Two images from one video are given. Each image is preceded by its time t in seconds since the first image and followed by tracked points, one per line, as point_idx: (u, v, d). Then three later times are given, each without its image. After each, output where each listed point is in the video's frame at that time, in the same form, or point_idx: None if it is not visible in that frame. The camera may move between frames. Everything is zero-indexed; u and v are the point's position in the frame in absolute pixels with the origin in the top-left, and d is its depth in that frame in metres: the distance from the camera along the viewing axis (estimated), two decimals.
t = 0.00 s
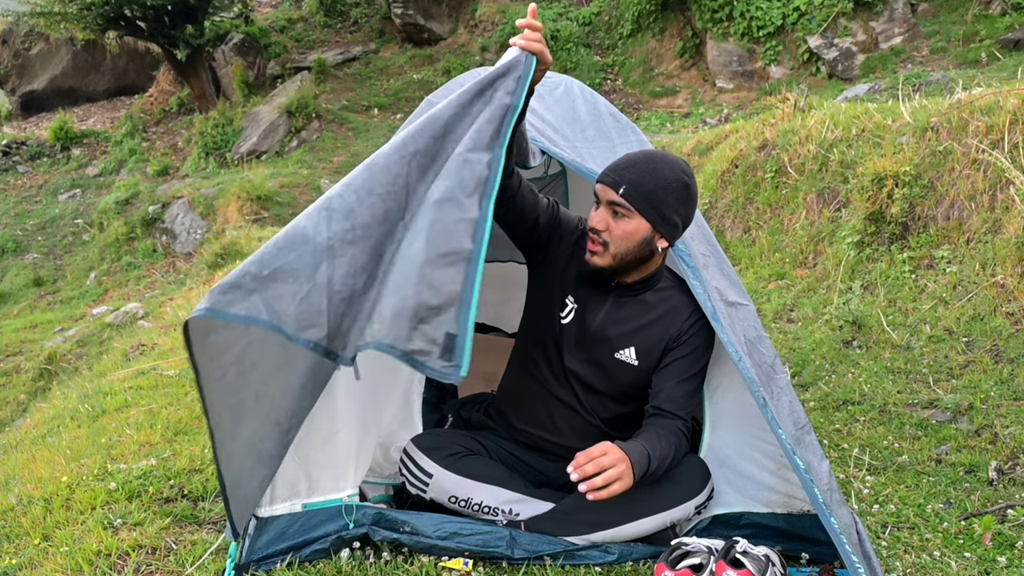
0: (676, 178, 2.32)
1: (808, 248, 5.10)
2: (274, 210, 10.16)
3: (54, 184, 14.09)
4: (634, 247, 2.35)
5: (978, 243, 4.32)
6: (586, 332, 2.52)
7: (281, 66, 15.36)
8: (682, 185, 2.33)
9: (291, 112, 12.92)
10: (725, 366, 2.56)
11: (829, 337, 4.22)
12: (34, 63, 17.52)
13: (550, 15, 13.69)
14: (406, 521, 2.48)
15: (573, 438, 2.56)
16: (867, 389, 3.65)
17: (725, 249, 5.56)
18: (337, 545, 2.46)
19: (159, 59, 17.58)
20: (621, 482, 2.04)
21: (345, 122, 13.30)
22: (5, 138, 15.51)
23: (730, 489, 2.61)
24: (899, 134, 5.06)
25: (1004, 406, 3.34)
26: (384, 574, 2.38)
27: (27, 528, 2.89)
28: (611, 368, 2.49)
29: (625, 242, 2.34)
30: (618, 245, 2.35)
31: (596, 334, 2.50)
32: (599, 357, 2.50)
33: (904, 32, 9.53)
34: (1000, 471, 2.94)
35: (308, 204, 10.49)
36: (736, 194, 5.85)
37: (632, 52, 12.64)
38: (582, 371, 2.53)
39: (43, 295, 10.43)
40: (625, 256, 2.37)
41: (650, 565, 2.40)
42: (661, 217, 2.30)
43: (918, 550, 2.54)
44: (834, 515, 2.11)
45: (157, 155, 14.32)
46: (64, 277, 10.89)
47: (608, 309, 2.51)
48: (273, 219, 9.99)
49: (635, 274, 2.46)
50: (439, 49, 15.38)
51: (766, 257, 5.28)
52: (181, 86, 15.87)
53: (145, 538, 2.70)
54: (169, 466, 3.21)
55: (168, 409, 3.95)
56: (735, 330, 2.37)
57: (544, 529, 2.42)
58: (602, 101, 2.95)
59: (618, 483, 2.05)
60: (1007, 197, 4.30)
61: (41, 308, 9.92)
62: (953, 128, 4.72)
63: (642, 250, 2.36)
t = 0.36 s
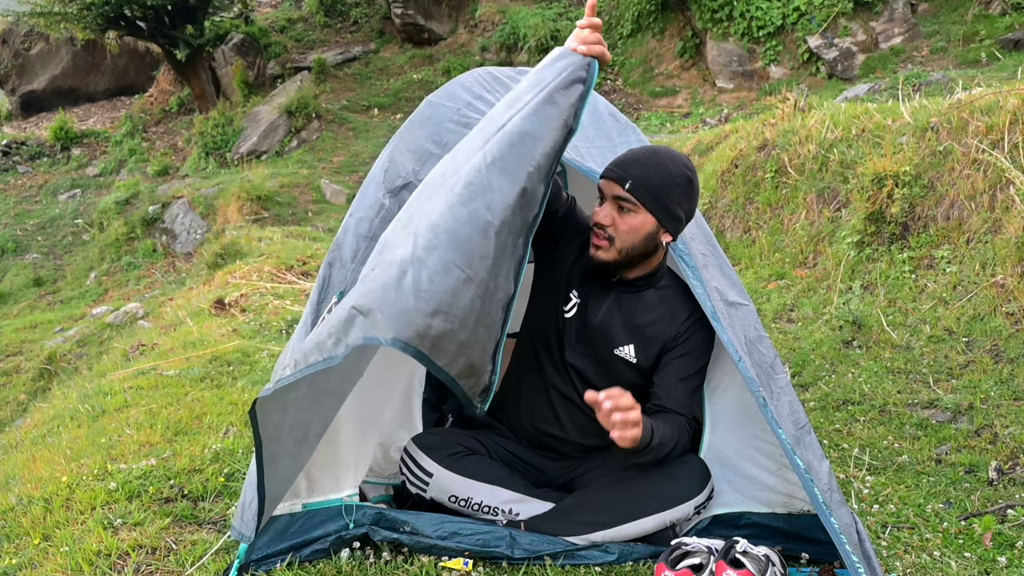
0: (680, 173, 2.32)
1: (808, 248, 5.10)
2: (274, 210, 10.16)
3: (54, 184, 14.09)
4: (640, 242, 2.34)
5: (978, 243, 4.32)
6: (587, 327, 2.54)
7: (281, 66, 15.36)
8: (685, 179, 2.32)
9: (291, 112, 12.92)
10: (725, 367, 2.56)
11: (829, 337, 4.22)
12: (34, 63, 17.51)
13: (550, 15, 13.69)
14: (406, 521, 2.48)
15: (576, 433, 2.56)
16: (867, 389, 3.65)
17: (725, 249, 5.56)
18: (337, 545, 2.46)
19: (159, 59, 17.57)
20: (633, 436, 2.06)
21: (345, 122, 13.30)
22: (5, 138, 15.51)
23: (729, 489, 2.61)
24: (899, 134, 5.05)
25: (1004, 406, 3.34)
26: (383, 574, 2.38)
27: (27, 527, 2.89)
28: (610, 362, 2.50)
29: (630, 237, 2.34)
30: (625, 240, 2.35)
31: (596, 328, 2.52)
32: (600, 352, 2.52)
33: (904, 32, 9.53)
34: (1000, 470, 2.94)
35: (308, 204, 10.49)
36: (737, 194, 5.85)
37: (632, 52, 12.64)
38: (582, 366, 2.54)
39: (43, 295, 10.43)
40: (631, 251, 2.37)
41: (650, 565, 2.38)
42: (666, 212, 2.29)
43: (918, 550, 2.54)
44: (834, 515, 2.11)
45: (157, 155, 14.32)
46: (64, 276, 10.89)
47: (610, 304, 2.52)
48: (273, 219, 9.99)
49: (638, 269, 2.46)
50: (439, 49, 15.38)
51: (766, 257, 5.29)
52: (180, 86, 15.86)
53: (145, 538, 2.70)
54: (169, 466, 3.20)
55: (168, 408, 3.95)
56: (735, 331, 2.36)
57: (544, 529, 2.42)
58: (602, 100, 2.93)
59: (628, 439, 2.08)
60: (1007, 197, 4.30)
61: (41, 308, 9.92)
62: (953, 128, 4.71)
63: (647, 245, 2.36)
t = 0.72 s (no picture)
0: (680, 165, 2.31)
1: (808, 248, 5.10)
2: (274, 210, 10.16)
3: (54, 184, 14.09)
4: (641, 233, 2.30)
5: (978, 243, 4.32)
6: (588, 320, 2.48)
7: (281, 66, 15.36)
8: (684, 171, 2.31)
9: (291, 112, 12.91)
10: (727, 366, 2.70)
11: (829, 337, 4.22)
12: (34, 63, 17.51)
13: (550, 15, 13.69)
14: (406, 521, 2.49)
15: (576, 429, 2.59)
16: (867, 389, 3.65)
17: (725, 249, 5.56)
18: (337, 546, 2.46)
19: (159, 59, 17.58)
20: (696, 292, 2.06)
21: (345, 122, 13.31)
22: (5, 138, 15.51)
23: (729, 488, 2.64)
24: (899, 134, 5.05)
25: (1004, 406, 3.34)
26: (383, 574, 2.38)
27: (27, 527, 2.89)
28: (612, 357, 2.47)
29: (633, 228, 2.29)
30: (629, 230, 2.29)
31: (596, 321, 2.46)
32: (600, 345, 2.48)
33: (904, 32, 9.53)
34: (1000, 470, 2.94)
35: (308, 204, 10.49)
36: (736, 194, 5.85)
37: (632, 52, 12.64)
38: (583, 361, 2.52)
39: (43, 295, 10.43)
40: (631, 242, 2.33)
41: (651, 565, 2.37)
42: (667, 204, 2.27)
43: (918, 550, 2.54)
44: (835, 514, 2.11)
45: (157, 155, 14.32)
46: (64, 277, 10.89)
47: (610, 296, 2.46)
48: (273, 219, 9.99)
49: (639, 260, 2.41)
50: (439, 49, 15.38)
51: (766, 257, 5.29)
52: (180, 86, 15.86)
53: (145, 538, 2.70)
54: (169, 466, 3.20)
55: (168, 408, 3.95)
56: (736, 330, 2.38)
57: (543, 529, 2.42)
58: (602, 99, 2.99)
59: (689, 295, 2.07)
60: (1007, 197, 4.30)
61: (41, 308, 9.92)
62: (953, 128, 4.72)
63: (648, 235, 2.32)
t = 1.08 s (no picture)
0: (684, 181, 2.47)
1: (808, 248, 5.10)
2: (274, 210, 10.15)
3: (54, 184, 14.08)
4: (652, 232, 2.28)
5: (978, 243, 4.32)
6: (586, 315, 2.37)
7: (281, 66, 15.36)
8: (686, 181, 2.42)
9: (290, 112, 12.90)
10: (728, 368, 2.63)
11: (829, 337, 4.22)
12: (34, 63, 17.51)
13: (550, 15, 13.68)
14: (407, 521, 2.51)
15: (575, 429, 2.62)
16: (867, 389, 3.65)
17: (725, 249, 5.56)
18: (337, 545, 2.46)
19: (159, 59, 17.58)
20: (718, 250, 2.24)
21: (345, 122, 13.31)
22: (5, 138, 15.50)
23: (729, 489, 2.62)
24: (899, 134, 5.05)
25: (1004, 406, 3.34)
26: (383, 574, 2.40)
27: (27, 527, 2.89)
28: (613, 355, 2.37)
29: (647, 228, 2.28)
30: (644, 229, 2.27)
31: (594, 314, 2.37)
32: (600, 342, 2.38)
33: (904, 32, 9.53)
34: (1000, 470, 2.94)
35: (308, 204, 10.49)
36: (736, 193, 5.86)
37: (632, 52, 12.64)
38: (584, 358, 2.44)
39: (43, 295, 10.43)
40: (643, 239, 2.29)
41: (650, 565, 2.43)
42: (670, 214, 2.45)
43: (918, 550, 2.54)
44: (835, 515, 2.09)
45: (157, 155, 14.32)
46: (64, 277, 10.89)
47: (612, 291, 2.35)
48: (273, 219, 9.99)
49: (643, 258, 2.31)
50: (439, 49, 15.38)
51: (766, 257, 5.29)
52: (181, 86, 15.85)
53: (145, 538, 2.70)
54: (169, 466, 3.20)
55: (168, 408, 3.95)
56: (738, 329, 2.44)
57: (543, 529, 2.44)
58: (602, 100, 2.98)
59: (714, 258, 2.25)
60: (1007, 198, 4.30)
61: (41, 308, 9.92)
62: (953, 128, 4.72)
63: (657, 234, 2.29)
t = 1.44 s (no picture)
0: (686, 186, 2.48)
1: (808, 248, 5.09)
2: (274, 210, 10.15)
3: (54, 184, 14.08)
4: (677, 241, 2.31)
5: (978, 243, 4.32)
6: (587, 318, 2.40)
7: (281, 66, 15.36)
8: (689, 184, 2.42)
9: (290, 112, 12.90)
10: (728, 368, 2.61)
11: (829, 337, 4.22)
12: (34, 63, 17.51)
13: (550, 15, 13.68)
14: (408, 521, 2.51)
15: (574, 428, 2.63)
16: (867, 389, 3.65)
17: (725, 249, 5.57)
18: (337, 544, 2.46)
19: (159, 59, 17.58)
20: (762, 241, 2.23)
21: (345, 122, 13.31)
22: (5, 138, 15.50)
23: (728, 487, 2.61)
24: (899, 134, 5.05)
25: (1004, 406, 3.34)
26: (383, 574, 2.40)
27: (27, 527, 2.89)
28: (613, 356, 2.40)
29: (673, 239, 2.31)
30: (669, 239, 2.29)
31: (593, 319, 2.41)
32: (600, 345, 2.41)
33: (904, 32, 9.53)
34: (1000, 470, 2.94)
35: (308, 204, 10.49)
36: (737, 194, 5.87)
37: (632, 52, 12.63)
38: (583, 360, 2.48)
39: (43, 295, 10.43)
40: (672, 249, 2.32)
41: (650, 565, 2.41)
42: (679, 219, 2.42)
43: (918, 550, 2.54)
44: (839, 511, 2.13)
45: (157, 155, 14.32)
46: (64, 277, 10.89)
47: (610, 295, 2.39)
48: (273, 219, 9.99)
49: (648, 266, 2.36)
50: (439, 49, 15.38)
51: (766, 257, 5.29)
52: (180, 86, 15.85)
53: (145, 538, 2.70)
54: (169, 466, 3.20)
55: (167, 409, 3.95)
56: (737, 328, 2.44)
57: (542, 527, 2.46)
58: (603, 100, 2.96)
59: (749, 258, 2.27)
60: (1007, 197, 4.29)
61: (41, 308, 9.92)
62: (953, 128, 4.72)
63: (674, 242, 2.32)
